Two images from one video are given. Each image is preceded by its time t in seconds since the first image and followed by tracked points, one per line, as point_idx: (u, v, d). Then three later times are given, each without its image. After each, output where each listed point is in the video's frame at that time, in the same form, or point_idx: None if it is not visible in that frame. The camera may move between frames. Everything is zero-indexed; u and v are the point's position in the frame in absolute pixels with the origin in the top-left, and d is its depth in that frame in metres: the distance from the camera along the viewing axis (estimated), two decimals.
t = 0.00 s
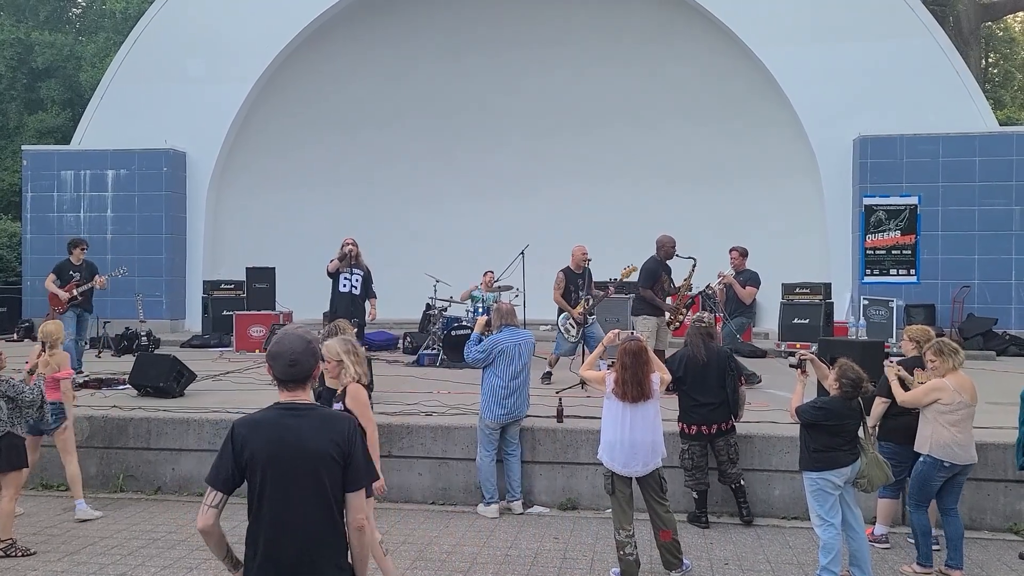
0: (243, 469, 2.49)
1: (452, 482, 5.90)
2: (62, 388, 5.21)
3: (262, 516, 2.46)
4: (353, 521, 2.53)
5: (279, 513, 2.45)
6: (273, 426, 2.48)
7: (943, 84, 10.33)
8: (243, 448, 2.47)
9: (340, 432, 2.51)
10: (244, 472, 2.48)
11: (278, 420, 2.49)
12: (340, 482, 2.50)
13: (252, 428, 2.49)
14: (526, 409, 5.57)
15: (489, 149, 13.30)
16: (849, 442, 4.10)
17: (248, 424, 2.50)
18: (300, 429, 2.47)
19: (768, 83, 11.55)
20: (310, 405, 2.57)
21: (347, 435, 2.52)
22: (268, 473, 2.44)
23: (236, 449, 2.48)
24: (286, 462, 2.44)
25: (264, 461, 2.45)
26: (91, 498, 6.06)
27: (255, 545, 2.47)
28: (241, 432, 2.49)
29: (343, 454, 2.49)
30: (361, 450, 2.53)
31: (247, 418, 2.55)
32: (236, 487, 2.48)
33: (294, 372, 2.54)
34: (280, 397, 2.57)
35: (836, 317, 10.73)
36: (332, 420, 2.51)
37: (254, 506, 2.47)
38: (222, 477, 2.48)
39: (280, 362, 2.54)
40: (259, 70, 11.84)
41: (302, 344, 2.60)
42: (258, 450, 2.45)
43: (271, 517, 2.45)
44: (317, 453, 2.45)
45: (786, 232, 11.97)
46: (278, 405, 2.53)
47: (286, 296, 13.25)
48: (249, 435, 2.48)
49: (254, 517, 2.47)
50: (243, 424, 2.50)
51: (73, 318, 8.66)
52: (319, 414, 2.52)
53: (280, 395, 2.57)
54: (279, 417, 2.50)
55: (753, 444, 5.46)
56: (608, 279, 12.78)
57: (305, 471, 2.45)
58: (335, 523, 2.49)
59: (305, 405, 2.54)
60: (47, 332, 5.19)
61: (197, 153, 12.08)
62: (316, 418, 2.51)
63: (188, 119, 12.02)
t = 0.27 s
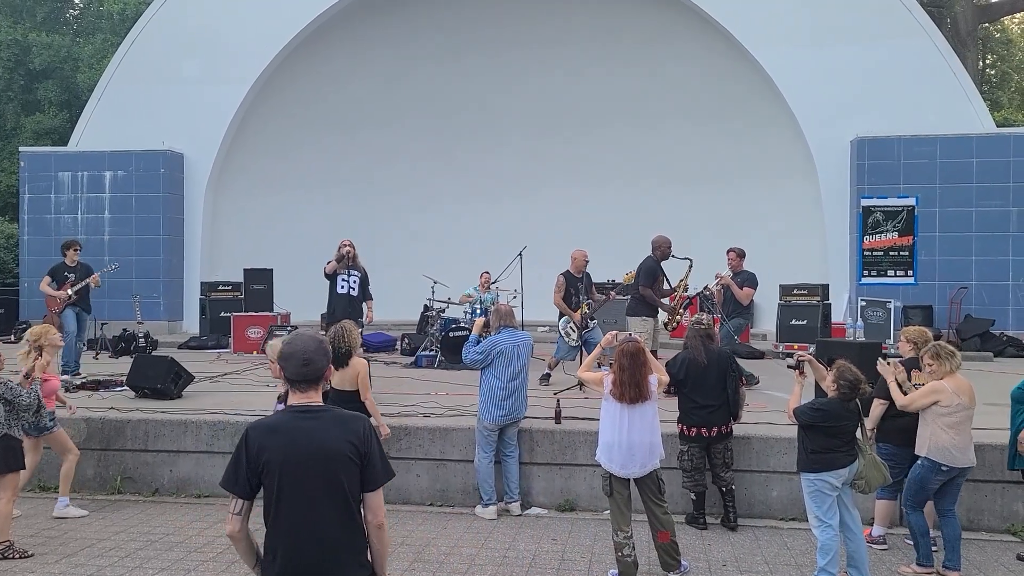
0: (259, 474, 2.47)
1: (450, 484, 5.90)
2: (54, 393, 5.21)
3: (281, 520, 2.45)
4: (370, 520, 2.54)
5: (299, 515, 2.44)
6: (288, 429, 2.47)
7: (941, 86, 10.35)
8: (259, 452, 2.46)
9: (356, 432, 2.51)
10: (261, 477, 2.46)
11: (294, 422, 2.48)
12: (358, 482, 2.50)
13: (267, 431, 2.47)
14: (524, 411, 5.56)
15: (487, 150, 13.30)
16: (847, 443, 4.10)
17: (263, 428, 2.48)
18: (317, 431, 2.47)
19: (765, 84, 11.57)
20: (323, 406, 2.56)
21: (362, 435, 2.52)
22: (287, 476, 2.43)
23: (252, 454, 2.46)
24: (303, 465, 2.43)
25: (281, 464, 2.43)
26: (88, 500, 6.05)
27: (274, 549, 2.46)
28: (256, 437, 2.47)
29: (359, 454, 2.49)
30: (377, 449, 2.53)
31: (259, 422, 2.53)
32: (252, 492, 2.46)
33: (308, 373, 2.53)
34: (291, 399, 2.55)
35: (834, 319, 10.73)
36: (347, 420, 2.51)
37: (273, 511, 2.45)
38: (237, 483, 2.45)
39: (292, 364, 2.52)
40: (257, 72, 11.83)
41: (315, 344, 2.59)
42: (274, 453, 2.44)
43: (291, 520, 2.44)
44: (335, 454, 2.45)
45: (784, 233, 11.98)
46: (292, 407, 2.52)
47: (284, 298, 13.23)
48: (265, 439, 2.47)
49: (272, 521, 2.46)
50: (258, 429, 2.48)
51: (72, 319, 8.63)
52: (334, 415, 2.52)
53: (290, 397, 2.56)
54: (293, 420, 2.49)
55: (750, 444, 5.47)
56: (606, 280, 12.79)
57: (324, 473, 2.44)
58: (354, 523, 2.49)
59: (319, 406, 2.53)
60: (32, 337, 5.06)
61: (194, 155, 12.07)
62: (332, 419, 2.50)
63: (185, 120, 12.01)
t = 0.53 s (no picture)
0: (258, 470, 2.49)
1: (449, 483, 5.90)
2: (62, 385, 5.19)
3: (277, 517, 2.45)
4: (368, 522, 2.51)
5: (294, 514, 2.44)
6: (285, 427, 2.47)
7: (940, 85, 10.34)
8: (258, 448, 2.47)
9: (354, 433, 2.48)
10: (260, 473, 2.48)
11: (293, 420, 2.48)
12: (355, 483, 2.48)
13: (266, 428, 2.48)
14: (523, 410, 5.55)
15: (486, 150, 13.29)
16: (848, 442, 4.10)
17: (263, 424, 2.49)
18: (314, 430, 2.45)
19: (764, 83, 11.56)
20: (325, 406, 2.56)
21: (361, 436, 2.49)
22: (283, 474, 2.44)
23: (250, 449, 2.48)
24: (298, 463, 2.43)
25: (277, 461, 2.44)
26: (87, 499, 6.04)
27: (271, 545, 2.47)
28: (256, 433, 2.49)
29: (356, 456, 2.47)
30: (375, 451, 2.50)
31: (262, 418, 2.54)
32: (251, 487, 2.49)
33: (311, 372, 2.54)
34: (294, 397, 2.55)
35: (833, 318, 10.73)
36: (345, 421, 2.49)
37: (269, 508, 2.46)
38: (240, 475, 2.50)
39: (294, 362, 2.53)
40: (256, 71, 11.82)
41: (318, 343, 2.59)
42: (271, 451, 2.45)
43: (286, 518, 2.44)
44: (331, 454, 2.44)
45: (783, 232, 11.98)
46: (293, 405, 2.53)
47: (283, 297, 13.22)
48: (263, 436, 2.47)
49: (269, 518, 2.47)
50: (258, 425, 2.50)
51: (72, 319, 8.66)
52: (334, 415, 2.51)
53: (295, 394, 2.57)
54: (292, 418, 2.49)
55: (750, 443, 5.46)
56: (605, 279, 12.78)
57: (320, 472, 2.43)
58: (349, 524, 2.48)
59: (320, 405, 2.53)
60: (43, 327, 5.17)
61: (194, 154, 12.06)
62: (331, 418, 2.49)
63: (184, 120, 12.00)
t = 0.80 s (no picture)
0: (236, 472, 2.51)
1: (449, 485, 5.90)
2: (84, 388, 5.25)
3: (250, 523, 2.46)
4: (341, 534, 2.48)
5: (266, 521, 2.44)
6: (264, 432, 2.48)
7: (939, 86, 10.36)
8: (236, 450, 2.49)
9: (330, 442, 2.47)
10: (237, 475, 2.49)
11: (272, 425, 2.49)
12: (330, 493, 2.46)
13: (246, 430, 2.50)
14: (522, 411, 5.55)
15: (485, 151, 13.30)
16: (847, 443, 4.10)
17: (243, 427, 2.51)
18: (291, 436, 2.46)
19: (762, 85, 11.57)
20: (308, 412, 2.56)
21: (338, 445, 2.48)
22: (257, 478, 2.45)
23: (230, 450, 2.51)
24: (272, 468, 2.44)
25: (252, 464, 2.46)
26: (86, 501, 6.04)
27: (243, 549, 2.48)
28: (236, 436, 2.51)
29: (331, 465, 2.45)
30: (351, 462, 2.48)
31: (246, 420, 2.57)
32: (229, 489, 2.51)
33: (297, 377, 2.55)
34: (278, 402, 2.57)
35: (832, 319, 10.73)
36: (323, 430, 2.48)
37: (244, 512, 2.47)
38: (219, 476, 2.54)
39: (280, 366, 2.55)
40: (255, 72, 11.82)
41: (305, 349, 2.61)
42: (248, 453, 2.47)
43: (258, 524, 2.44)
44: (306, 462, 2.43)
45: (782, 233, 11.99)
46: (275, 410, 2.54)
47: (282, 299, 13.22)
48: (243, 438, 2.49)
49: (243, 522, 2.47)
50: (239, 427, 2.52)
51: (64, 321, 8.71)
52: (313, 423, 2.50)
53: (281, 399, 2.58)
54: (272, 422, 2.50)
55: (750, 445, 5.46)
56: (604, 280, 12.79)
57: (293, 480, 2.43)
58: (321, 534, 2.46)
59: (301, 411, 2.53)
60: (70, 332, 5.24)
61: (192, 156, 12.06)
62: (309, 426, 2.49)
63: (183, 121, 12.00)
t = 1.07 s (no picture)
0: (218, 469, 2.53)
1: (448, 484, 5.90)
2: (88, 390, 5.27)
3: (230, 520, 2.48)
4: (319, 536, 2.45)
5: (244, 520, 2.46)
6: (244, 430, 2.49)
7: (937, 86, 10.37)
8: (218, 448, 2.51)
9: (308, 443, 2.45)
10: (219, 472, 2.51)
11: (253, 424, 2.49)
12: (307, 493, 2.45)
13: (228, 428, 2.51)
14: (521, 411, 5.55)
15: (484, 151, 13.31)
16: (845, 443, 4.11)
17: (226, 425, 2.52)
18: (269, 435, 2.46)
19: (761, 85, 11.58)
20: (291, 411, 2.55)
21: (316, 446, 2.46)
22: (236, 475, 2.46)
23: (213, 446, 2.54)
24: (250, 467, 2.45)
25: (231, 462, 2.47)
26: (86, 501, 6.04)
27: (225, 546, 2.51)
28: (219, 433, 2.52)
29: (308, 467, 2.44)
30: (329, 465, 2.45)
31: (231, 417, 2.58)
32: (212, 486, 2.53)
33: (280, 375, 2.54)
34: (263, 400, 2.57)
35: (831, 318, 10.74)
36: (301, 430, 2.47)
37: (225, 509, 2.49)
38: (203, 473, 2.57)
39: (264, 365, 2.54)
40: (254, 72, 11.82)
41: (290, 347, 2.60)
42: (227, 451, 2.48)
43: (236, 522, 2.46)
44: (283, 463, 2.43)
45: (781, 233, 12.00)
46: (257, 408, 2.54)
47: (281, 299, 13.22)
48: (225, 436, 2.51)
49: (224, 519, 2.50)
50: (223, 425, 2.53)
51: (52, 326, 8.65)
52: (292, 423, 2.49)
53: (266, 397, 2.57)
54: (253, 420, 2.51)
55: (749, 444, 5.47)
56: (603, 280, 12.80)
57: (269, 480, 2.43)
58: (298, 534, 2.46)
59: (283, 410, 2.53)
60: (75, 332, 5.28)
61: (191, 156, 12.06)
62: (288, 427, 2.47)
63: (182, 121, 12.00)
